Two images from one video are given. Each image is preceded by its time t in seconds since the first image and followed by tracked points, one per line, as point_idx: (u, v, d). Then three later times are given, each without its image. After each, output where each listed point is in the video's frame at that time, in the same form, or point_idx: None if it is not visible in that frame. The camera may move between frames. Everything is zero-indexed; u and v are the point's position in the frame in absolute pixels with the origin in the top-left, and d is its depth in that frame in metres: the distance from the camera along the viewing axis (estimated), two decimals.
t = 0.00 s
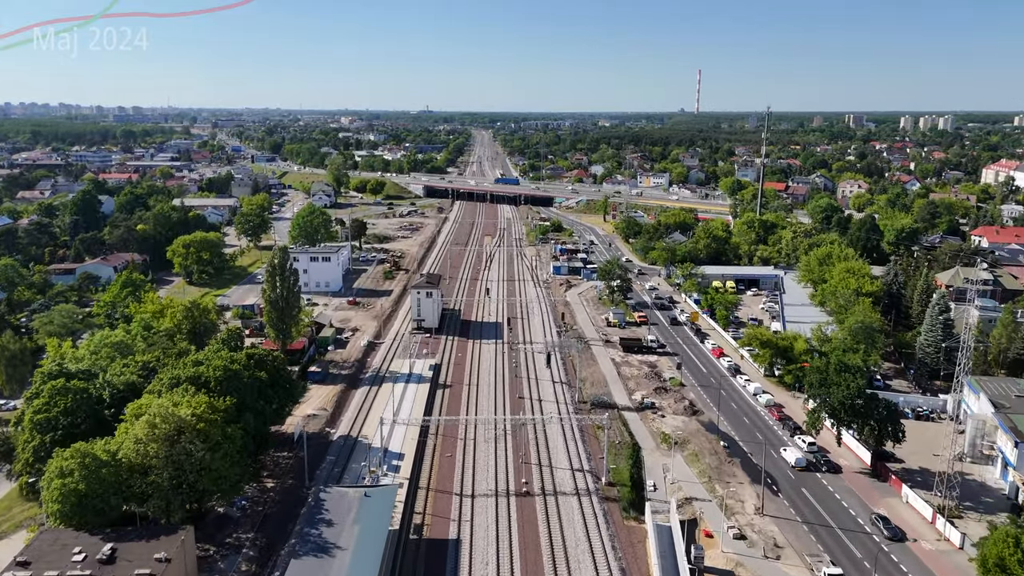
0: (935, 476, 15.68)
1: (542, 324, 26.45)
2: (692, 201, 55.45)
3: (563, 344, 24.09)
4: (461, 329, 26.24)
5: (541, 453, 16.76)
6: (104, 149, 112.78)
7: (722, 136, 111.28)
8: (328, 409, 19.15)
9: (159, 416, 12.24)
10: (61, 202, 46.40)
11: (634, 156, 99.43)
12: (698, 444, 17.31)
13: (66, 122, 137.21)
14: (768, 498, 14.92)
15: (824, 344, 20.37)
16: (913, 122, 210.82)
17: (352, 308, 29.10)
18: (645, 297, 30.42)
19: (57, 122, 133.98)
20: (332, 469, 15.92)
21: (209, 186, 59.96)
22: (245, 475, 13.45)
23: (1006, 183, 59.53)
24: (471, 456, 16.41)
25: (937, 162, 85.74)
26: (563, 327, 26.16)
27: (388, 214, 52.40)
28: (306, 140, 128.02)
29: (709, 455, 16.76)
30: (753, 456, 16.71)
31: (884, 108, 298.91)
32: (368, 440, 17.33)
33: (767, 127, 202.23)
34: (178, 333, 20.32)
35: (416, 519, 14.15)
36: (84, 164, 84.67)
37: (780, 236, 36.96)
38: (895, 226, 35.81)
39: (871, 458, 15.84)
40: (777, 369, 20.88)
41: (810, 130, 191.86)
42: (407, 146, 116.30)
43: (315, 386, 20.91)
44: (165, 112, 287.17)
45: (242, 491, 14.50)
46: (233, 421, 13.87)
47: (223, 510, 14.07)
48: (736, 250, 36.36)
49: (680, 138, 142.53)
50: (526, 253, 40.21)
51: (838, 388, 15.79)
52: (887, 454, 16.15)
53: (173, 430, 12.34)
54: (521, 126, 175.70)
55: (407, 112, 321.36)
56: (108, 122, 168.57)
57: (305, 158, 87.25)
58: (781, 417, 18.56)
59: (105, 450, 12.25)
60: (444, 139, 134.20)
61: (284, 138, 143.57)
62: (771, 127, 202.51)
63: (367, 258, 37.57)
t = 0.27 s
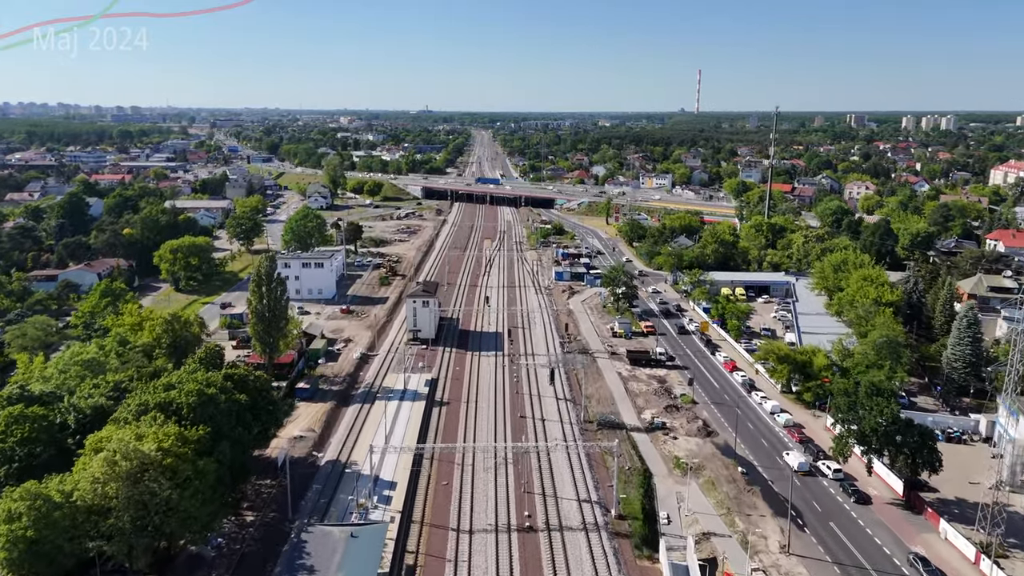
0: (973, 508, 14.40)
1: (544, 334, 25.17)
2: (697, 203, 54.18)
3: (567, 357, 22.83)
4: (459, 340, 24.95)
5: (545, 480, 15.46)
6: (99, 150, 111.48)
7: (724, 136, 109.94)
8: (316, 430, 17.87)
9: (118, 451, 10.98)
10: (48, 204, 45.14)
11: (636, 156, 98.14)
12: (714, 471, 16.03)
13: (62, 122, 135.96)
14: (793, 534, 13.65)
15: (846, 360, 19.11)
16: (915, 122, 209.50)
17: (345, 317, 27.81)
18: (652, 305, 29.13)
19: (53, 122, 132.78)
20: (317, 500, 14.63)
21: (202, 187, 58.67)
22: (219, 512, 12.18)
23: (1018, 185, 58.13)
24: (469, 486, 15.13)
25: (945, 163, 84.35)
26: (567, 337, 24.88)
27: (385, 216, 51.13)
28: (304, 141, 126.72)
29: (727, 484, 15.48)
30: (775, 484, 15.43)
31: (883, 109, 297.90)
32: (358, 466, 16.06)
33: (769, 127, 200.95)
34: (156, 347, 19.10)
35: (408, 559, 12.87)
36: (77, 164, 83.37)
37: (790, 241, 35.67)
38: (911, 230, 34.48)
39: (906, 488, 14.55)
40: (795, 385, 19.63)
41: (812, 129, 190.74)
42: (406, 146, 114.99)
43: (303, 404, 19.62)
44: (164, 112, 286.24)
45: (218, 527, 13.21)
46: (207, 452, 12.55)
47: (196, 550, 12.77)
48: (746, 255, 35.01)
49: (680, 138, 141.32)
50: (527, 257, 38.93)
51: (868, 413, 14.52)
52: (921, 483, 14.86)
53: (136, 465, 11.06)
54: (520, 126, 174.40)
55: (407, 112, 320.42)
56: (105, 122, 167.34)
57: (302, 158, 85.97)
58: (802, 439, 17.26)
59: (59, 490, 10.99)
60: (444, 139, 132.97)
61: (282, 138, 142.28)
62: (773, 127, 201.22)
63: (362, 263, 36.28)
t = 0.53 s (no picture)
0: (1019, 546, 13.14)
1: (546, 346, 23.91)
2: (702, 206, 52.92)
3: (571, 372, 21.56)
4: (457, 352, 23.68)
5: (551, 514, 14.19)
6: (95, 150, 110.21)
7: (727, 137, 108.62)
8: (303, 454, 16.59)
9: (70, 495, 9.77)
10: (35, 207, 43.89)
11: (638, 157, 96.87)
12: (734, 502, 14.73)
13: (58, 122, 134.75)
14: None
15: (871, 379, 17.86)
16: (918, 122, 208.19)
17: (338, 327, 26.52)
18: (659, 314, 27.87)
19: (49, 121, 131.55)
20: (301, 536, 13.36)
21: (196, 189, 57.41)
22: (187, 558, 10.91)
23: None
24: (467, 521, 13.87)
25: (952, 163, 82.94)
26: (571, 349, 23.62)
27: (382, 219, 49.86)
28: (302, 141, 125.45)
29: (749, 517, 14.18)
30: (801, 518, 14.16)
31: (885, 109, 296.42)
32: (346, 496, 14.80)
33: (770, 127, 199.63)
34: (132, 365, 17.75)
35: None
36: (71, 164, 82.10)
37: (801, 246, 34.40)
38: (927, 234, 33.19)
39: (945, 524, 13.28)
40: (815, 404, 18.39)
41: (815, 129, 189.41)
42: (405, 146, 113.73)
43: (290, 424, 18.34)
44: (162, 112, 284.95)
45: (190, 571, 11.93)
46: (175, 490, 11.30)
47: None
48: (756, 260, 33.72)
49: (682, 138, 139.90)
50: (527, 262, 37.66)
51: (905, 442, 13.21)
52: (961, 518, 13.60)
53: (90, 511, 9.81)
54: (520, 126, 173.09)
55: (406, 111, 319.15)
56: (102, 122, 166.06)
57: (299, 159, 84.70)
58: (828, 465, 15.98)
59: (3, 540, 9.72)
60: (444, 139, 131.73)
61: (280, 138, 140.95)
62: (774, 127, 199.90)
63: (357, 268, 35.00)
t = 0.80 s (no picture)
0: None
1: (549, 359, 22.64)
2: (707, 208, 51.63)
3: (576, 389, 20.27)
4: (455, 366, 22.38)
5: (556, 554, 12.90)
6: (90, 150, 108.94)
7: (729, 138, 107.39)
8: (287, 483, 15.30)
9: (5, 554, 8.48)
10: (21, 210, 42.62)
11: (639, 157, 95.68)
12: (757, 539, 13.45)
13: (54, 122, 133.53)
14: None
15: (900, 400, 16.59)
16: (920, 122, 207.01)
17: (329, 338, 25.18)
18: (667, 324, 26.59)
19: (44, 122, 130.33)
20: None
21: (189, 191, 56.09)
22: None
23: None
24: (465, 563, 12.60)
25: (959, 164, 81.65)
26: (575, 363, 22.34)
27: (379, 222, 48.59)
28: (300, 141, 124.03)
29: (774, 557, 12.89)
30: (832, 558, 12.86)
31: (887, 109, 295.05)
32: (332, 533, 13.51)
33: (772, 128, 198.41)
34: (105, 385, 16.58)
35: None
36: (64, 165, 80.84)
37: (813, 250, 33.11)
38: (945, 239, 31.90)
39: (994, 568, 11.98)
40: (838, 426, 17.13)
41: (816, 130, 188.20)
42: (403, 147, 112.49)
43: (274, 447, 17.04)
44: (160, 112, 283.55)
45: None
46: (134, 539, 10.04)
47: None
48: (765, 266, 32.45)
49: (683, 138, 138.72)
50: (529, 268, 36.37)
51: (949, 478, 11.93)
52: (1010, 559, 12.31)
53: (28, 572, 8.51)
54: (520, 126, 171.87)
55: (406, 111, 317.80)
56: (98, 122, 164.79)
57: (296, 159, 83.45)
58: (857, 496, 14.68)
59: None
60: (443, 139, 130.53)
61: (277, 138, 139.64)
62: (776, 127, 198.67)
63: (352, 274, 33.72)
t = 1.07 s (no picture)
0: None
1: (553, 375, 21.36)
2: (712, 211, 50.33)
3: (581, 409, 18.99)
4: (452, 381, 21.08)
5: None
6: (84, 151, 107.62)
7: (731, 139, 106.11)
8: (268, 516, 14.01)
9: None
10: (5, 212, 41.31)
11: (641, 158, 94.41)
12: None
13: (49, 122, 132.29)
14: None
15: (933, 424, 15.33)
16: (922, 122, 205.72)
17: (321, 350, 23.88)
18: (675, 335, 25.30)
19: (39, 122, 129.12)
20: None
21: (182, 193, 54.75)
22: None
23: None
24: None
25: (966, 165, 80.32)
26: (580, 378, 21.05)
27: (376, 225, 47.28)
28: (299, 141, 122.50)
29: None
30: None
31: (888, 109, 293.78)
32: None
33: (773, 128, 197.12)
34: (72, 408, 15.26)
35: None
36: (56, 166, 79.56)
37: (826, 256, 31.85)
38: (963, 244, 30.60)
39: None
40: (866, 452, 15.85)
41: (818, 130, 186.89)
42: (402, 148, 111.18)
43: (256, 475, 15.74)
44: (158, 112, 282.43)
45: None
46: None
47: None
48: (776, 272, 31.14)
49: (684, 138, 137.52)
50: (530, 273, 35.11)
51: (1002, 522, 10.86)
52: None
53: None
54: (519, 126, 170.59)
55: (405, 111, 316.73)
56: (95, 122, 163.53)
57: (293, 160, 82.17)
58: (892, 532, 13.40)
59: None
60: (442, 140, 129.27)
61: (275, 138, 138.39)
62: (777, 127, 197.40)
63: (346, 280, 32.43)
